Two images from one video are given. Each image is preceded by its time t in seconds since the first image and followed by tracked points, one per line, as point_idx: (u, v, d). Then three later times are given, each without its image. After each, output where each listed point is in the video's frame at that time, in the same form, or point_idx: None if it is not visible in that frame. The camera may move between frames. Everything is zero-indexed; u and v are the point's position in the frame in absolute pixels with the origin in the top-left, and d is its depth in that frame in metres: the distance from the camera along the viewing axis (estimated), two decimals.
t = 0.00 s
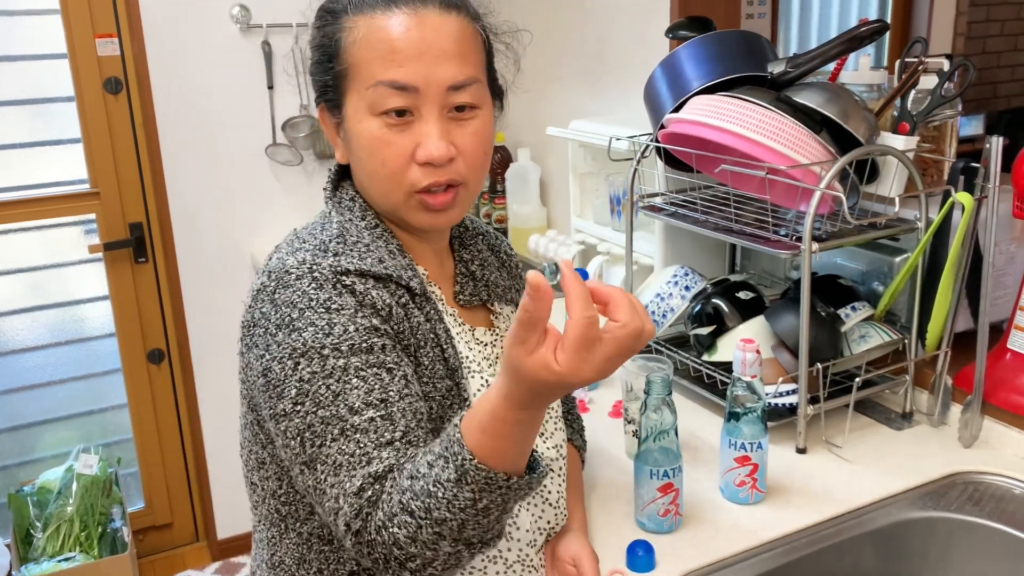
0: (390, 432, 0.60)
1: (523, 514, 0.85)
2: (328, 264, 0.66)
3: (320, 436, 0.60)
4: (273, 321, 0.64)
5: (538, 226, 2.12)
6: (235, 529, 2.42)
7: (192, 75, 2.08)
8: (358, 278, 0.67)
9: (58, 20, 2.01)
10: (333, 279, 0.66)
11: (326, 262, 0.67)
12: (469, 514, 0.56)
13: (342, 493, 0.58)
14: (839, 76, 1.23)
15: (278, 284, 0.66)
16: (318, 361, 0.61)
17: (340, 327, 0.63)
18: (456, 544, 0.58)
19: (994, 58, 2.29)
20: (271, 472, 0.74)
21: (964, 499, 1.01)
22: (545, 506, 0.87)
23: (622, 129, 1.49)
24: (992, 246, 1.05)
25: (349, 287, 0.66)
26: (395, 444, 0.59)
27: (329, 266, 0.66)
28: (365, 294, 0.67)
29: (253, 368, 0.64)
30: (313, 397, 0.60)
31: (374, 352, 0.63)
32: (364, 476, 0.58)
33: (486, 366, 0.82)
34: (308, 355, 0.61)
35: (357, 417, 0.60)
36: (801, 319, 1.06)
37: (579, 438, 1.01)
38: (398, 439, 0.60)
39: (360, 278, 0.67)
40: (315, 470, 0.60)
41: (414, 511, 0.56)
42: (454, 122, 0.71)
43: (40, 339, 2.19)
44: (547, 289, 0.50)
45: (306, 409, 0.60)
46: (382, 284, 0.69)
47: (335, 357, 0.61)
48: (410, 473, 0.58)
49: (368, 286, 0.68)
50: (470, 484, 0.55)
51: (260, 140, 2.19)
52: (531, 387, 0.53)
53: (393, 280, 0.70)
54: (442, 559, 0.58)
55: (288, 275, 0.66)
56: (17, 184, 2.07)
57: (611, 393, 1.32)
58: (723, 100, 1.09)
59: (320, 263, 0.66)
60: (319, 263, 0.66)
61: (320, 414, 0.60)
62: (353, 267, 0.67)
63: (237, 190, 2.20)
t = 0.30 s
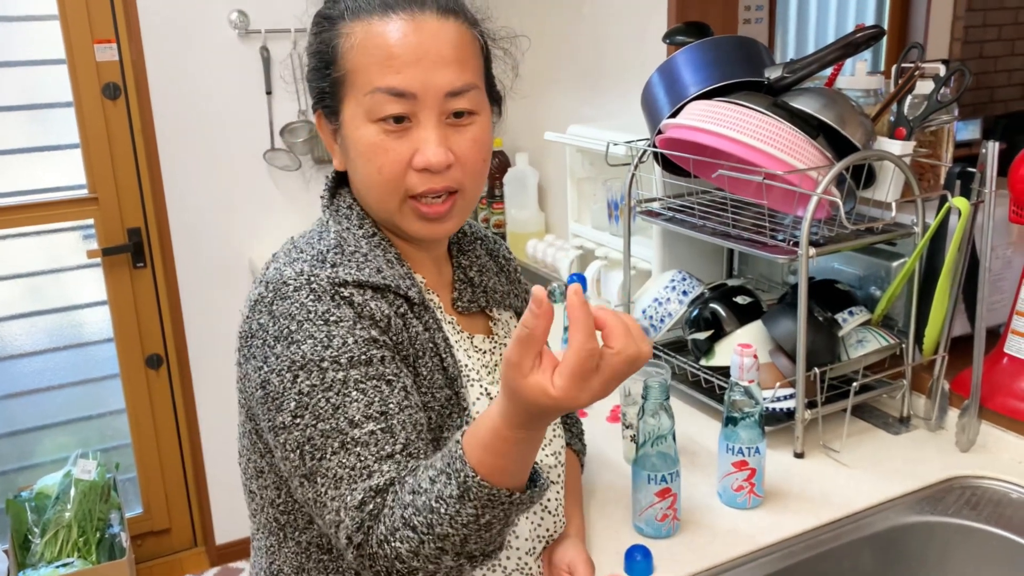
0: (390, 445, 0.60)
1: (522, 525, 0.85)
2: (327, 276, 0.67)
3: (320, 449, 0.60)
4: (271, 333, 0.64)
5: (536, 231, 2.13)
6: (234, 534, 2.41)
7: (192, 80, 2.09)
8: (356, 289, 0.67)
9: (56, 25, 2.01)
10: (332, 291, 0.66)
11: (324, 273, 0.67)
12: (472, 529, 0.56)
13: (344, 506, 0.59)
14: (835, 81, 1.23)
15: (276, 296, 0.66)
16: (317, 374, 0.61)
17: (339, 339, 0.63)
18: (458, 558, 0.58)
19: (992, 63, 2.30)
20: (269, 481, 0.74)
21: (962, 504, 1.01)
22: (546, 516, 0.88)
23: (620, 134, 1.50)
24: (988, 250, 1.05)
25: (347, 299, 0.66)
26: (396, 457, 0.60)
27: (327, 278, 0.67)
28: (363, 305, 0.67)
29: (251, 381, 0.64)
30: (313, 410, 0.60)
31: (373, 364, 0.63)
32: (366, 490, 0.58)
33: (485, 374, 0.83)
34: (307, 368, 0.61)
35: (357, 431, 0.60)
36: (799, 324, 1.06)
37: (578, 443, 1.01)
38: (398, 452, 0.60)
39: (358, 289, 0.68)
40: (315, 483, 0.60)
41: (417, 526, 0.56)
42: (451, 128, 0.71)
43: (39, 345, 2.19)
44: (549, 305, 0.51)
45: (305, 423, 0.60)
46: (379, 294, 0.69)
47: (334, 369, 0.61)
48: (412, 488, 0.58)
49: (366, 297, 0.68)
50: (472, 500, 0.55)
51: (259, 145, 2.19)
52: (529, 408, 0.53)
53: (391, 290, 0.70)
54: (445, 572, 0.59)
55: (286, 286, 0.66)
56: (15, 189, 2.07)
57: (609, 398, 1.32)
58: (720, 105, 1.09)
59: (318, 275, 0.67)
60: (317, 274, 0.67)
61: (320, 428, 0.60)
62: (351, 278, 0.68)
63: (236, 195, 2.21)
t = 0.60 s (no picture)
0: (370, 463, 0.61)
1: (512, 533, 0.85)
2: (310, 289, 0.66)
3: (300, 466, 0.61)
4: (255, 347, 0.64)
5: (534, 236, 2.13)
6: (232, 540, 2.41)
7: (190, 86, 2.09)
8: (339, 303, 0.67)
9: (55, 31, 2.02)
10: (314, 305, 0.65)
11: (307, 287, 0.66)
12: (452, 552, 0.58)
13: (322, 523, 0.60)
14: (832, 87, 1.23)
15: (259, 310, 0.65)
16: (298, 390, 0.62)
17: (321, 355, 0.63)
18: None
19: (988, 69, 2.31)
20: (261, 492, 0.74)
21: (959, 508, 1.01)
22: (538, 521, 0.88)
23: (618, 140, 1.50)
24: (984, 255, 1.06)
25: (329, 313, 0.66)
26: (374, 475, 0.61)
27: (310, 291, 0.66)
28: (346, 319, 0.66)
29: (235, 393, 0.65)
30: (294, 427, 0.61)
31: (354, 381, 0.63)
32: (345, 508, 0.60)
33: (475, 379, 0.82)
34: (288, 385, 0.62)
35: (337, 449, 0.61)
36: (796, 329, 1.06)
37: (574, 444, 1.02)
38: (377, 471, 0.61)
39: (341, 302, 0.67)
40: (296, 498, 0.61)
41: (396, 547, 0.58)
42: (470, 139, 0.71)
43: (37, 349, 2.19)
44: (546, 346, 0.50)
45: (285, 439, 0.61)
46: (363, 307, 0.68)
47: (315, 386, 0.62)
48: (393, 509, 0.59)
49: (349, 311, 0.67)
50: (454, 524, 0.57)
51: (257, 150, 2.20)
52: (517, 441, 0.54)
53: (375, 303, 0.69)
54: None
55: (269, 300, 0.65)
56: (14, 194, 2.07)
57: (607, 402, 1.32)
58: (717, 111, 1.09)
59: (300, 289, 0.66)
60: (300, 288, 0.66)
61: (300, 444, 0.61)
62: (334, 292, 0.67)
63: (234, 200, 2.21)
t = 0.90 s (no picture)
0: (276, 526, 0.65)
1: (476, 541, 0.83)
2: (252, 328, 0.68)
3: (212, 509, 0.66)
4: (195, 380, 0.67)
5: (532, 242, 2.13)
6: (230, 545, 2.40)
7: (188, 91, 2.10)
8: (281, 344, 0.68)
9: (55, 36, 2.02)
10: (255, 346, 0.67)
11: (251, 325, 0.68)
12: None
13: (226, 570, 0.66)
14: (829, 94, 1.24)
15: (204, 342, 0.68)
16: (222, 435, 0.65)
17: (251, 403, 0.65)
18: None
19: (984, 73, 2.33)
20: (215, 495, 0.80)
21: (955, 514, 1.01)
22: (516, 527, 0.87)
23: (615, 146, 1.51)
24: (980, 262, 1.06)
25: (269, 355, 0.67)
26: (283, 540, 0.66)
27: (253, 330, 0.68)
28: (285, 363, 0.68)
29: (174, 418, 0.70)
30: (211, 471, 0.65)
31: (279, 438, 0.66)
32: (249, 564, 0.65)
33: (447, 392, 0.81)
34: (214, 427, 0.65)
35: (247, 504, 0.65)
36: (793, 335, 1.06)
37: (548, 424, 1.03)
38: (284, 536, 0.66)
39: (283, 342, 0.68)
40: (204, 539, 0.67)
41: None
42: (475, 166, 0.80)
43: (36, 354, 2.20)
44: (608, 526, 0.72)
45: (201, 480, 0.65)
46: (306, 348, 0.70)
47: (239, 435, 0.65)
48: None
49: (290, 354, 0.68)
50: None
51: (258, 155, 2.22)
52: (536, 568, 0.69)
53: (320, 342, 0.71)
54: None
55: (214, 334, 0.68)
56: (14, 200, 2.08)
57: (604, 409, 1.32)
58: (713, 118, 1.10)
59: (244, 326, 0.68)
60: (245, 325, 0.68)
61: (213, 489, 0.65)
62: (277, 331, 0.68)
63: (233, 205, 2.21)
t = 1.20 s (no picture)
0: (286, 551, 0.66)
1: (471, 543, 0.84)
2: (235, 357, 0.68)
3: (215, 542, 0.65)
4: (180, 413, 0.67)
5: (531, 246, 2.14)
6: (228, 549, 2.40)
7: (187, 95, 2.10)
8: (266, 370, 0.68)
9: (55, 40, 2.02)
10: (239, 375, 0.67)
11: (233, 353, 0.68)
12: None
13: None
14: (826, 99, 1.24)
15: (185, 373, 0.68)
16: (217, 466, 0.65)
17: (244, 432, 0.65)
18: None
19: (982, 79, 2.40)
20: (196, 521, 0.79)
21: (953, 518, 1.02)
22: (506, 524, 0.88)
23: (614, 150, 1.51)
24: (977, 267, 1.07)
25: (255, 383, 0.67)
26: (292, 565, 0.66)
27: (236, 359, 0.68)
28: (272, 389, 0.68)
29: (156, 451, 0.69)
30: (209, 502, 0.65)
31: (276, 465, 0.66)
32: None
33: (431, 397, 0.84)
34: (208, 459, 0.65)
35: (253, 532, 0.65)
36: (791, 340, 1.07)
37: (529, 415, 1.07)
38: (294, 560, 0.66)
39: (268, 368, 0.68)
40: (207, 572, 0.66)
41: None
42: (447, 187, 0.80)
43: (35, 358, 2.20)
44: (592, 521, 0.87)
45: (200, 513, 0.65)
46: (291, 372, 0.70)
47: (235, 465, 0.65)
48: None
49: (276, 379, 0.69)
50: None
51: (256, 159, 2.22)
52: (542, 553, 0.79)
53: (305, 365, 0.71)
54: None
55: (194, 365, 0.68)
56: (13, 204, 2.08)
57: (602, 413, 1.32)
58: (710, 122, 1.11)
59: (226, 355, 0.68)
60: (226, 354, 0.68)
61: (215, 522, 0.65)
62: (260, 358, 0.68)
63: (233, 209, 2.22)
